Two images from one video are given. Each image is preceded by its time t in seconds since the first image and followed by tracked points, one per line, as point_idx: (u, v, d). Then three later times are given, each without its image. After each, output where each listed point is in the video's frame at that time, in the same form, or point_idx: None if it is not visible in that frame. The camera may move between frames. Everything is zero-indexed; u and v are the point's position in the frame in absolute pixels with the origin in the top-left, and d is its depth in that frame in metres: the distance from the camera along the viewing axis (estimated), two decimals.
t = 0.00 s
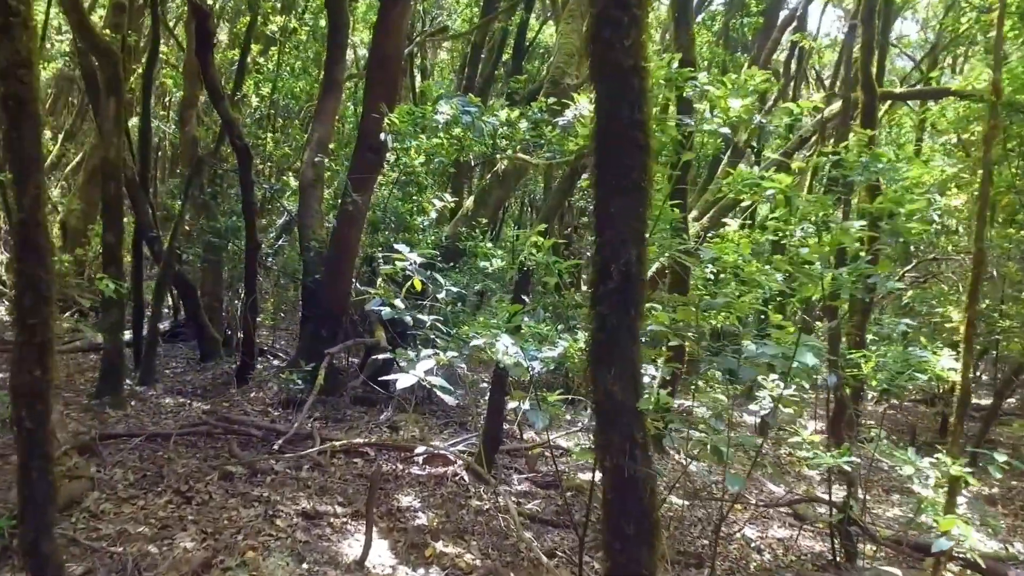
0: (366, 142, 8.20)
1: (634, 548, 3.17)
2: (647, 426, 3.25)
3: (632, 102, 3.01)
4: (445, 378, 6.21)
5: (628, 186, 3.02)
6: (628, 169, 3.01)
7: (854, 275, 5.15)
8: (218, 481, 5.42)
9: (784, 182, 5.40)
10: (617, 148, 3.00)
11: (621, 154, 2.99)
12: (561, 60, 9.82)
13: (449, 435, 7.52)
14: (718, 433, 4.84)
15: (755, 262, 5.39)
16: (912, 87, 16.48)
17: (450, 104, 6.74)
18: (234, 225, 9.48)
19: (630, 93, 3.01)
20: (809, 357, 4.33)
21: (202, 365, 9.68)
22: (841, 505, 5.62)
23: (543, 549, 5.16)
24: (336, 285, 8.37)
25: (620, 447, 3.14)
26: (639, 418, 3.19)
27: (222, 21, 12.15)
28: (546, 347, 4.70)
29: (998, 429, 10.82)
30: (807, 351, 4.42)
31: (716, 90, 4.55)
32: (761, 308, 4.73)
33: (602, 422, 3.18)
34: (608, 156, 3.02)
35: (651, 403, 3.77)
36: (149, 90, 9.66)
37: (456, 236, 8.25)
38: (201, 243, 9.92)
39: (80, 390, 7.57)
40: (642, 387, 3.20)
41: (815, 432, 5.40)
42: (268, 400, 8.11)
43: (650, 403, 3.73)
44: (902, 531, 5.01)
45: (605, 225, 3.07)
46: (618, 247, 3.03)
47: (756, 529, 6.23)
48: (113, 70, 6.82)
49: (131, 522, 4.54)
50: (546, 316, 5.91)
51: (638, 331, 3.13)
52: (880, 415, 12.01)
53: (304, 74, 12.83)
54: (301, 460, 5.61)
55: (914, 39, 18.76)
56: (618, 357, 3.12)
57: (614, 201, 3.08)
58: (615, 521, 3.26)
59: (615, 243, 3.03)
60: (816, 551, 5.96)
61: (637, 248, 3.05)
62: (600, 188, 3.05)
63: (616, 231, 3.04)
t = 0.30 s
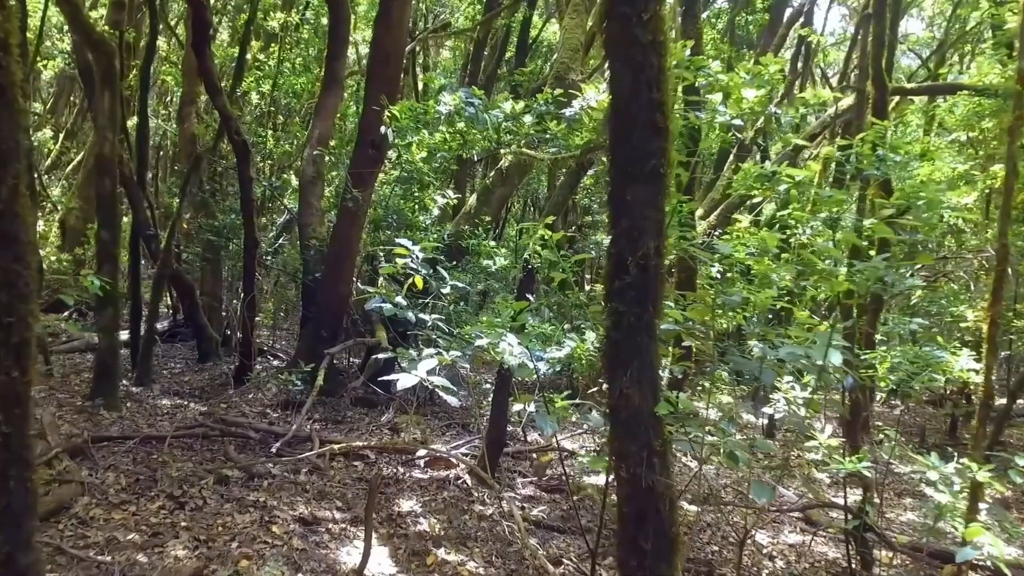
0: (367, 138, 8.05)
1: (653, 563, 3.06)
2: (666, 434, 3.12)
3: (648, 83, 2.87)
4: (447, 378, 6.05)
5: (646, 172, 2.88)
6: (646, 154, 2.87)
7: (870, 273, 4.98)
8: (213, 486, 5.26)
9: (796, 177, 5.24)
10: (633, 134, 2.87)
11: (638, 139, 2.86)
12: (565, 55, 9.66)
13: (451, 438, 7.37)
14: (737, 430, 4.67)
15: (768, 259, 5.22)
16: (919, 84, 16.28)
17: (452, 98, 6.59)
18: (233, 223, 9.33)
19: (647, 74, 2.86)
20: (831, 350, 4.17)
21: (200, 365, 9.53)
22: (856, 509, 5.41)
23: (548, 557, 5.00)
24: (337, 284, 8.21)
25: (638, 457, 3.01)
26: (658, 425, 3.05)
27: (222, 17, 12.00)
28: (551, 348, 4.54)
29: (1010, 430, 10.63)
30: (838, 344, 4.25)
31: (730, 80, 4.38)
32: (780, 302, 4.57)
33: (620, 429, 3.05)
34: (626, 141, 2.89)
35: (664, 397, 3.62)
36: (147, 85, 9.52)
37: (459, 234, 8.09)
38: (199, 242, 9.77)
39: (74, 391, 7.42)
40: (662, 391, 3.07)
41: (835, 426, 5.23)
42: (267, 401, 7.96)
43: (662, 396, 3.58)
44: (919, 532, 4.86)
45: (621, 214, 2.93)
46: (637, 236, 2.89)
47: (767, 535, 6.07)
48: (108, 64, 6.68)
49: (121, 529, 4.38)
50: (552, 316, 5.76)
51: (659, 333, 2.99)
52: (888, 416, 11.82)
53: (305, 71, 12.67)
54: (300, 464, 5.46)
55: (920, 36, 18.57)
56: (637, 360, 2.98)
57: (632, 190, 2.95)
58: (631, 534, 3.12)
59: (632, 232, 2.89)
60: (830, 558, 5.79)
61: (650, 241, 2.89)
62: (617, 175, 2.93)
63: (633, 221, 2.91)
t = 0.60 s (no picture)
0: (361, 137, 7.85)
1: None
2: (689, 459, 3.02)
3: (673, 70, 2.83)
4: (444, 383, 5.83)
5: (669, 170, 2.84)
6: (670, 149, 2.84)
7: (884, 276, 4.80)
8: (201, 498, 5.06)
9: (807, 177, 5.08)
10: (655, 127, 2.84)
11: (660, 133, 2.83)
12: (562, 53, 9.47)
13: (447, 444, 7.18)
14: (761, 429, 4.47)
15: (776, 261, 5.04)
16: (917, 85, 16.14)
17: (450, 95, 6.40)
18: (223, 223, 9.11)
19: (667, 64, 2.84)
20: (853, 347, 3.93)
21: (190, 370, 9.32)
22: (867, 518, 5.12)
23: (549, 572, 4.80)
24: (330, 286, 8.01)
25: (660, 486, 2.92)
26: (680, 449, 2.97)
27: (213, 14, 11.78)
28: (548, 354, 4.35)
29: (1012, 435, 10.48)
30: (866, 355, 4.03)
31: (740, 75, 4.20)
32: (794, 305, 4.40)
33: (641, 454, 2.95)
34: (647, 134, 2.85)
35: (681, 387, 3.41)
36: (135, 82, 9.29)
37: (455, 236, 7.90)
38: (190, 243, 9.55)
39: (57, 398, 7.19)
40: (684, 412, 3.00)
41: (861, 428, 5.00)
42: (258, 407, 7.76)
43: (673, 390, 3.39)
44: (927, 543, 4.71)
45: (640, 215, 2.90)
46: (659, 240, 2.86)
47: (774, 547, 5.88)
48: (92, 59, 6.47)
49: (101, 547, 4.18)
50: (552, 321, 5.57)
51: (678, 351, 2.94)
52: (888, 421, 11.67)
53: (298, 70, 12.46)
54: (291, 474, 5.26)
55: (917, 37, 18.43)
56: (656, 381, 2.92)
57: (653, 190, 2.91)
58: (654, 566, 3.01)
59: (654, 236, 2.85)
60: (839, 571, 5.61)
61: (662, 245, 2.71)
62: (636, 171, 2.88)
63: (654, 223, 2.88)
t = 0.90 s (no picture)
0: (349, 135, 7.67)
1: None
2: (700, 480, 2.96)
3: (684, 55, 2.74)
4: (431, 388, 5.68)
5: (684, 162, 2.73)
6: (683, 140, 2.73)
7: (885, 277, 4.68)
8: (180, 507, 4.88)
9: (806, 175, 4.96)
10: (668, 118, 2.74)
11: (673, 123, 2.72)
12: (553, 51, 9.32)
13: (436, 449, 7.03)
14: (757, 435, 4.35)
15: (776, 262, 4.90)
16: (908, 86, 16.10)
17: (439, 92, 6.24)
18: (207, 223, 8.92)
19: (679, 50, 2.74)
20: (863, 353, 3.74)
21: (173, 372, 9.12)
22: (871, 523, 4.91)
23: None
24: (317, 287, 7.83)
25: (669, 509, 2.86)
26: (692, 469, 2.90)
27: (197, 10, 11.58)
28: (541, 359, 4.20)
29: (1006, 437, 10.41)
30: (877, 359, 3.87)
31: (738, 70, 4.07)
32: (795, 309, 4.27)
33: (651, 474, 2.88)
34: (659, 125, 2.75)
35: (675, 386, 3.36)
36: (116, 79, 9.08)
37: (445, 236, 7.73)
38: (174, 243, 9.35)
39: (35, 403, 7.00)
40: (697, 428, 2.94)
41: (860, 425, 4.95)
42: (243, 411, 7.57)
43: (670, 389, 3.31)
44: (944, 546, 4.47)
45: (652, 212, 2.79)
46: (672, 240, 2.76)
47: (771, 554, 5.74)
48: (68, 53, 6.29)
49: (73, 561, 4.01)
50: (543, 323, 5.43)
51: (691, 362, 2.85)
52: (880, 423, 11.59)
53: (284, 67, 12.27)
54: (275, 481, 5.09)
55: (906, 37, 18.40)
56: (669, 394, 2.83)
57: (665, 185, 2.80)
58: None
59: (667, 234, 2.75)
60: None
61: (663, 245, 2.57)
62: (647, 164, 2.78)
63: (667, 221, 2.77)
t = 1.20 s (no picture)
0: (346, 128, 7.49)
1: None
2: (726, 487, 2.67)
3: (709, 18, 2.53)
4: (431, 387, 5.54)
5: (707, 133, 2.48)
6: (707, 108, 2.48)
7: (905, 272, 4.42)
8: (170, 511, 4.72)
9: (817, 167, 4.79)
10: (692, 85, 2.49)
11: (698, 89, 2.47)
12: (554, 45, 9.16)
13: (435, 450, 6.88)
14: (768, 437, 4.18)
15: (786, 257, 4.75)
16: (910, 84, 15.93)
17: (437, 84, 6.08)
18: (202, 220, 8.75)
19: (702, 11, 2.51)
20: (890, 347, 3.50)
21: (167, 373, 8.95)
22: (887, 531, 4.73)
23: None
24: (314, 285, 7.66)
25: (692, 522, 2.55)
26: (717, 475, 2.61)
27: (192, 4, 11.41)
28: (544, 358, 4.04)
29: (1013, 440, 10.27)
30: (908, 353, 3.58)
31: (750, 54, 3.90)
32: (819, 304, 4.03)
33: (671, 481, 2.59)
34: (683, 91, 2.50)
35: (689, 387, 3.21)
36: (109, 73, 8.91)
37: (443, 233, 7.57)
38: (169, 240, 9.19)
39: (24, 403, 6.84)
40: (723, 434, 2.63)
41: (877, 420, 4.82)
42: (238, 411, 7.41)
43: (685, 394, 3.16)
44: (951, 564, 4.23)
45: (673, 191, 2.52)
46: (694, 221, 2.50)
47: (780, 558, 5.57)
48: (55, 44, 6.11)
49: (56, 569, 3.86)
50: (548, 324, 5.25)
51: (715, 361, 2.57)
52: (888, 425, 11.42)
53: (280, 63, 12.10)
54: (269, 483, 4.93)
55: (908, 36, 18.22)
56: (692, 395, 2.53)
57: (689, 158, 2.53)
58: None
59: (688, 214, 2.48)
60: None
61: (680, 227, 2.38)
62: (668, 134, 2.52)
63: (688, 199, 2.49)
